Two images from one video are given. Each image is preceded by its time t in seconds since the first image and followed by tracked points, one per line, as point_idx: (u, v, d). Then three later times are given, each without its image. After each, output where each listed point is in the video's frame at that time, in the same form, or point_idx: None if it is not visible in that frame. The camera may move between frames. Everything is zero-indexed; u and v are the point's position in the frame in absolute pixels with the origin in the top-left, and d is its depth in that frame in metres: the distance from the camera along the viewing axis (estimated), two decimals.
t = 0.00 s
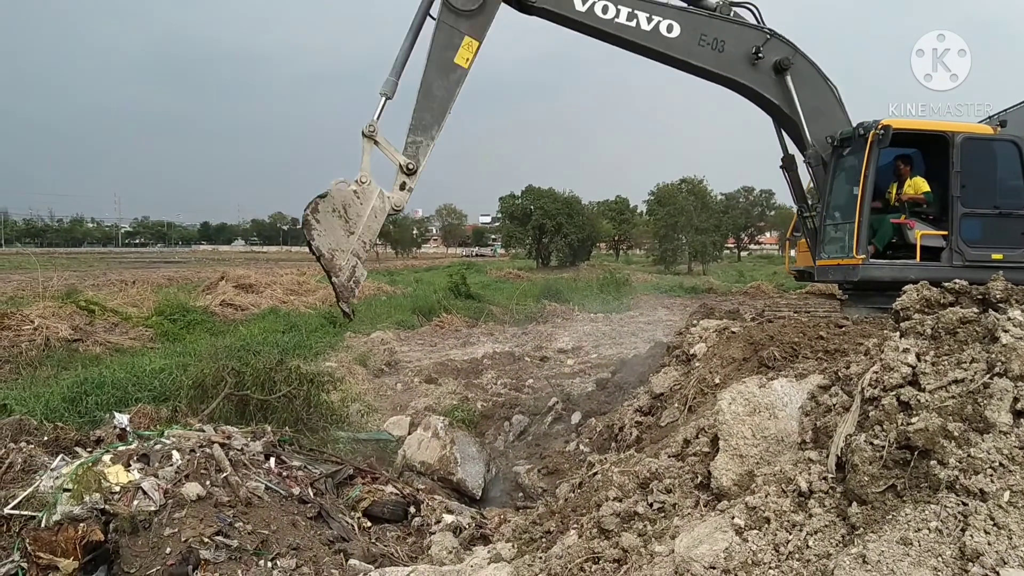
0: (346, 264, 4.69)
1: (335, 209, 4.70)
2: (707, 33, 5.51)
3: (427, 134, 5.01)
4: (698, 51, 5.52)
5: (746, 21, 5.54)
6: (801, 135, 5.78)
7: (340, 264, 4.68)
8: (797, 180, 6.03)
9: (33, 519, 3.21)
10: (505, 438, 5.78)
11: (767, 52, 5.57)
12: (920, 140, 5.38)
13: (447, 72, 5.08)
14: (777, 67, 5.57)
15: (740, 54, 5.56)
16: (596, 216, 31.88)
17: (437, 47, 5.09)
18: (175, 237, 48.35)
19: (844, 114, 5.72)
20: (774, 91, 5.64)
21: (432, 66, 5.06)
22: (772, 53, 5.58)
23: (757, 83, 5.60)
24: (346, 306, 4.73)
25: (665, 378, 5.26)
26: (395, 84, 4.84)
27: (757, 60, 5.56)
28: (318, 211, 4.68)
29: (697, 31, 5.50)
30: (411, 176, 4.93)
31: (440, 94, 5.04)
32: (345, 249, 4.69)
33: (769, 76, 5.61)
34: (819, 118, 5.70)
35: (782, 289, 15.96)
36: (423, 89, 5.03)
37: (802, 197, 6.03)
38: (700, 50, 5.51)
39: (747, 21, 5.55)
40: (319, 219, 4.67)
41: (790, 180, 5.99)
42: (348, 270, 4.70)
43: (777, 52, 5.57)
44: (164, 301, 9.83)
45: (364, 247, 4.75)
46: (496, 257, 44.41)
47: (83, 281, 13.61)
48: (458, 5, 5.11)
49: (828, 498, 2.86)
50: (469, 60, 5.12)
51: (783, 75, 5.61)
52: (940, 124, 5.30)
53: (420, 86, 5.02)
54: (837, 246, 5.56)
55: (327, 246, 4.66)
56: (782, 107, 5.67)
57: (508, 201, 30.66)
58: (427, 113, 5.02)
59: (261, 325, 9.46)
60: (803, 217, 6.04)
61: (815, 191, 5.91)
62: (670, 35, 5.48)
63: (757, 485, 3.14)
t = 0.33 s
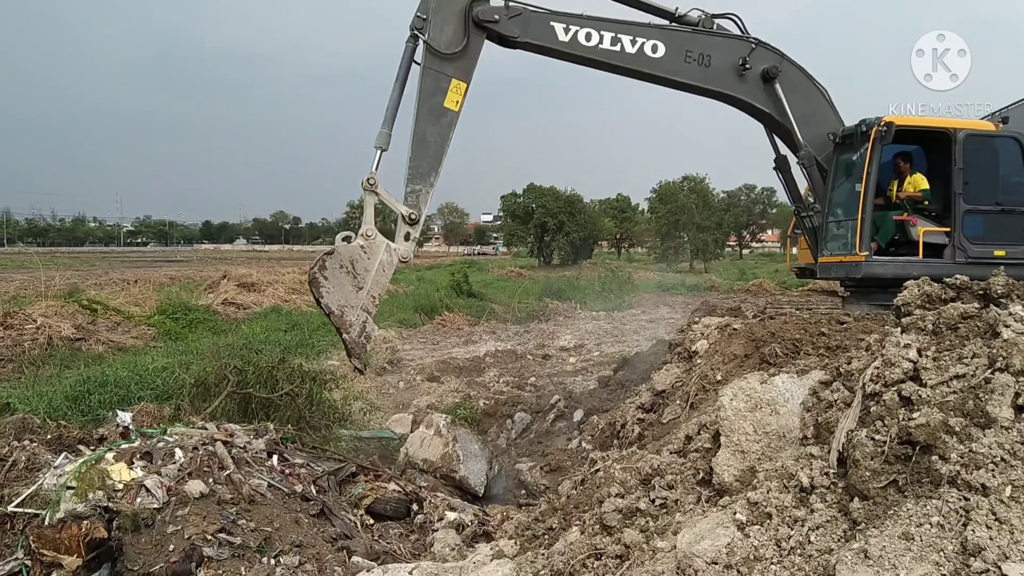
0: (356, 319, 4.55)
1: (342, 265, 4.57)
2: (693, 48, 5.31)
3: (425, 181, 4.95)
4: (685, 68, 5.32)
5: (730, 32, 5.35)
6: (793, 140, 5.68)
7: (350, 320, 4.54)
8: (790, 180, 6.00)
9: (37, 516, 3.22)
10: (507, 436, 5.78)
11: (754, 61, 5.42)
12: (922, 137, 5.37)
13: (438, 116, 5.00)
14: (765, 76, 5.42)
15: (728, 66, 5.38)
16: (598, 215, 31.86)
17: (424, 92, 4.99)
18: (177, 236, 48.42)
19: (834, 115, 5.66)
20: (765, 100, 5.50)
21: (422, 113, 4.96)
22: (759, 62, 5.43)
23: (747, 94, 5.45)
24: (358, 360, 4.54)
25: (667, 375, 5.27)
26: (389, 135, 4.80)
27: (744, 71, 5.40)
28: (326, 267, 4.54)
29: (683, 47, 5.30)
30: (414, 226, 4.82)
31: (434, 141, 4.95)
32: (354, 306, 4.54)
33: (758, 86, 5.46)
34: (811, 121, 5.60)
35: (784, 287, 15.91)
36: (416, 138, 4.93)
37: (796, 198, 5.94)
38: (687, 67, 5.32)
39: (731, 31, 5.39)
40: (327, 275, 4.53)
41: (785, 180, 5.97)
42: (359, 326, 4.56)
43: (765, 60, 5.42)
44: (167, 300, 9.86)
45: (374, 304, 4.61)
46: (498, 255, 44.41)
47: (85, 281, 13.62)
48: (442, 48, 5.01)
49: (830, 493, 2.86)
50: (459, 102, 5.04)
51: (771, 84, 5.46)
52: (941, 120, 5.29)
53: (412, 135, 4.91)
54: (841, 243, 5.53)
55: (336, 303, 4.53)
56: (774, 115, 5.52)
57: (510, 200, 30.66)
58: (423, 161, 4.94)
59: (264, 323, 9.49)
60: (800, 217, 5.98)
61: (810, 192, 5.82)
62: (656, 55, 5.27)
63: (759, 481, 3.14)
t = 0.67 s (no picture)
0: (363, 365, 4.53)
1: (345, 312, 4.55)
2: (682, 64, 5.22)
3: (423, 221, 4.87)
4: (676, 84, 5.23)
5: (717, 43, 5.27)
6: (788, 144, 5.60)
7: (357, 367, 4.53)
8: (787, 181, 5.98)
9: (38, 515, 3.22)
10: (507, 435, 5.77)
11: (743, 71, 5.32)
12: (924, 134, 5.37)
13: (432, 153, 4.92)
14: (756, 85, 5.33)
15: (717, 78, 5.30)
16: (599, 213, 31.83)
17: (417, 131, 4.90)
18: (178, 235, 48.44)
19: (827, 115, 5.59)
20: (759, 109, 5.40)
21: (414, 153, 4.88)
22: (748, 71, 5.33)
23: (739, 105, 5.36)
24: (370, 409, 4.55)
25: (668, 373, 5.26)
26: (382, 176, 4.79)
27: (735, 81, 5.32)
28: (328, 316, 4.52)
29: (672, 62, 5.21)
30: (414, 265, 4.76)
31: (427, 179, 4.87)
32: (360, 352, 4.52)
33: (749, 95, 5.37)
34: (805, 124, 5.53)
35: (785, 285, 15.85)
36: (410, 176, 4.84)
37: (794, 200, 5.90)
38: (678, 82, 5.23)
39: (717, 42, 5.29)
40: (330, 324, 4.52)
41: (781, 181, 5.96)
42: (366, 373, 4.53)
43: (754, 69, 5.33)
44: (167, 299, 9.87)
45: (380, 351, 4.59)
46: (498, 254, 44.40)
47: (86, 280, 13.64)
48: (431, 86, 4.90)
49: (831, 491, 2.85)
50: (451, 139, 4.96)
51: (763, 92, 5.37)
52: (943, 117, 5.29)
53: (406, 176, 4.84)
54: (843, 240, 5.51)
55: (342, 351, 4.53)
56: (769, 123, 5.43)
57: (511, 198, 30.66)
58: (419, 199, 4.86)
59: (265, 322, 9.50)
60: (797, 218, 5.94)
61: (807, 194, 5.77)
62: (645, 73, 5.18)
63: (761, 478, 3.13)
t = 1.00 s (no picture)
0: (363, 395, 4.57)
1: (344, 343, 4.57)
2: (675, 74, 5.22)
3: (418, 247, 4.85)
4: (671, 95, 5.22)
5: (709, 52, 5.26)
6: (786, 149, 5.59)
7: (357, 397, 4.57)
8: (785, 180, 5.97)
9: (39, 512, 3.23)
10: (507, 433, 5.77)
11: (737, 79, 5.31)
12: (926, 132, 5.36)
13: (426, 179, 4.89)
14: (750, 93, 5.32)
15: (711, 87, 5.30)
16: (600, 211, 31.81)
17: (412, 156, 4.87)
18: (179, 233, 48.47)
19: (824, 117, 5.58)
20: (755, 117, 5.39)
21: (408, 179, 4.85)
22: (742, 79, 5.32)
23: (734, 114, 5.35)
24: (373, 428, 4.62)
25: (669, 371, 5.26)
26: (376, 203, 4.78)
27: (729, 89, 5.30)
28: (327, 347, 4.55)
29: (666, 74, 5.20)
30: (410, 291, 4.80)
31: (422, 205, 4.86)
32: (359, 382, 4.56)
33: (744, 103, 5.35)
34: (802, 129, 5.51)
35: (786, 283, 15.83)
36: (405, 204, 4.83)
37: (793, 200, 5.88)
38: (672, 93, 5.22)
39: (710, 50, 5.28)
40: (328, 355, 4.55)
41: (778, 181, 5.95)
42: (367, 403, 4.57)
43: (748, 77, 5.31)
44: (168, 297, 9.87)
45: (380, 376, 4.62)
46: (499, 252, 44.38)
47: (87, 277, 13.65)
48: (424, 112, 4.88)
49: (831, 488, 2.85)
50: (446, 164, 4.93)
51: (758, 99, 5.36)
52: (944, 115, 5.28)
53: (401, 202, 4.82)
54: (844, 238, 5.50)
55: (342, 381, 4.57)
56: (765, 129, 5.43)
57: (512, 196, 30.66)
58: (414, 225, 4.84)
59: (266, 320, 9.50)
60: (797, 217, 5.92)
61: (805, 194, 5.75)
62: (639, 85, 5.17)
63: (761, 476, 3.13)
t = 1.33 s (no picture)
0: (380, 404, 4.59)
1: (352, 355, 4.58)
2: (676, 75, 5.21)
3: (421, 249, 4.85)
4: (671, 96, 5.21)
5: (710, 52, 5.25)
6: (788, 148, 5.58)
7: (375, 406, 4.59)
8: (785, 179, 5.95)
9: (40, 510, 3.23)
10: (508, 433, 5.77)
11: (737, 79, 5.30)
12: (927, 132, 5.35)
13: (428, 181, 4.89)
14: (750, 93, 5.31)
15: (711, 87, 5.29)
16: (602, 211, 31.79)
17: (413, 158, 4.87)
18: (181, 231, 48.51)
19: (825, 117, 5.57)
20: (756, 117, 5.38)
21: (411, 182, 4.86)
22: (742, 80, 5.31)
23: (735, 114, 5.35)
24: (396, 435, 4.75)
25: (670, 370, 5.25)
26: (378, 207, 4.72)
27: (729, 89, 5.29)
28: (337, 362, 4.57)
29: (666, 75, 5.20)
30: (413, 294, 4.77)
31: (426, 209, 4.86)
32: (374, 392, 4.58)
33: (744, 103, 5.34)
34: (802, 129, 5.50)
35: (788, 283, 15.81)
36: (409, 207, 4.83)
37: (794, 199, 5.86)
38: (672, 93, 5.22)
39: (710, 50, 5.27)
40: (340, 369, 4.57)
41: (779, 180, 5.94)
42: (385, 411, 4.62)
43: (748, 77, 5.30)
44: (170, 295, 9.88)
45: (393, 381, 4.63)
46: (500, 250, 44.36)
47: (89, 276, 13.66)
48: (424, 114, 4.88)
49: (832, 487, 2.85)
50: (447, 166, 4.92)
51: (758, 100, 5.35)
52: (946, 115, 5.26)
53: (403, 204, 4.81)
54: (845, 237, 5.48)
55: (358, 393, 4.59)
56: (766, 130, 5.42)
57: (513, 195, 30.65)
58: (416, 228, 4.84)
59: (268, 318, 9.51)
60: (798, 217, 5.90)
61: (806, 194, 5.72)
62: (640, 86, 5.16)
63: (762, 475, 3.13)
